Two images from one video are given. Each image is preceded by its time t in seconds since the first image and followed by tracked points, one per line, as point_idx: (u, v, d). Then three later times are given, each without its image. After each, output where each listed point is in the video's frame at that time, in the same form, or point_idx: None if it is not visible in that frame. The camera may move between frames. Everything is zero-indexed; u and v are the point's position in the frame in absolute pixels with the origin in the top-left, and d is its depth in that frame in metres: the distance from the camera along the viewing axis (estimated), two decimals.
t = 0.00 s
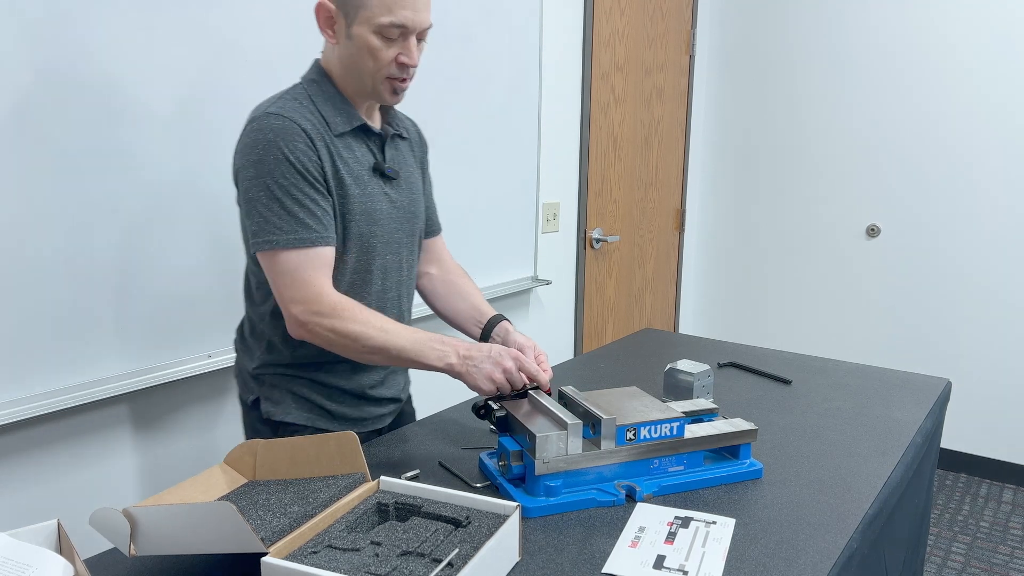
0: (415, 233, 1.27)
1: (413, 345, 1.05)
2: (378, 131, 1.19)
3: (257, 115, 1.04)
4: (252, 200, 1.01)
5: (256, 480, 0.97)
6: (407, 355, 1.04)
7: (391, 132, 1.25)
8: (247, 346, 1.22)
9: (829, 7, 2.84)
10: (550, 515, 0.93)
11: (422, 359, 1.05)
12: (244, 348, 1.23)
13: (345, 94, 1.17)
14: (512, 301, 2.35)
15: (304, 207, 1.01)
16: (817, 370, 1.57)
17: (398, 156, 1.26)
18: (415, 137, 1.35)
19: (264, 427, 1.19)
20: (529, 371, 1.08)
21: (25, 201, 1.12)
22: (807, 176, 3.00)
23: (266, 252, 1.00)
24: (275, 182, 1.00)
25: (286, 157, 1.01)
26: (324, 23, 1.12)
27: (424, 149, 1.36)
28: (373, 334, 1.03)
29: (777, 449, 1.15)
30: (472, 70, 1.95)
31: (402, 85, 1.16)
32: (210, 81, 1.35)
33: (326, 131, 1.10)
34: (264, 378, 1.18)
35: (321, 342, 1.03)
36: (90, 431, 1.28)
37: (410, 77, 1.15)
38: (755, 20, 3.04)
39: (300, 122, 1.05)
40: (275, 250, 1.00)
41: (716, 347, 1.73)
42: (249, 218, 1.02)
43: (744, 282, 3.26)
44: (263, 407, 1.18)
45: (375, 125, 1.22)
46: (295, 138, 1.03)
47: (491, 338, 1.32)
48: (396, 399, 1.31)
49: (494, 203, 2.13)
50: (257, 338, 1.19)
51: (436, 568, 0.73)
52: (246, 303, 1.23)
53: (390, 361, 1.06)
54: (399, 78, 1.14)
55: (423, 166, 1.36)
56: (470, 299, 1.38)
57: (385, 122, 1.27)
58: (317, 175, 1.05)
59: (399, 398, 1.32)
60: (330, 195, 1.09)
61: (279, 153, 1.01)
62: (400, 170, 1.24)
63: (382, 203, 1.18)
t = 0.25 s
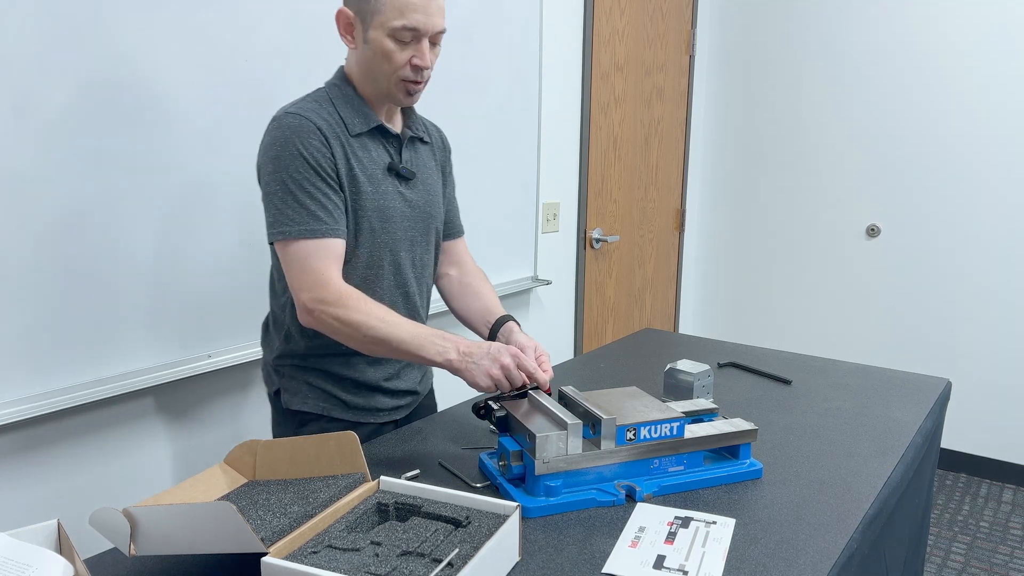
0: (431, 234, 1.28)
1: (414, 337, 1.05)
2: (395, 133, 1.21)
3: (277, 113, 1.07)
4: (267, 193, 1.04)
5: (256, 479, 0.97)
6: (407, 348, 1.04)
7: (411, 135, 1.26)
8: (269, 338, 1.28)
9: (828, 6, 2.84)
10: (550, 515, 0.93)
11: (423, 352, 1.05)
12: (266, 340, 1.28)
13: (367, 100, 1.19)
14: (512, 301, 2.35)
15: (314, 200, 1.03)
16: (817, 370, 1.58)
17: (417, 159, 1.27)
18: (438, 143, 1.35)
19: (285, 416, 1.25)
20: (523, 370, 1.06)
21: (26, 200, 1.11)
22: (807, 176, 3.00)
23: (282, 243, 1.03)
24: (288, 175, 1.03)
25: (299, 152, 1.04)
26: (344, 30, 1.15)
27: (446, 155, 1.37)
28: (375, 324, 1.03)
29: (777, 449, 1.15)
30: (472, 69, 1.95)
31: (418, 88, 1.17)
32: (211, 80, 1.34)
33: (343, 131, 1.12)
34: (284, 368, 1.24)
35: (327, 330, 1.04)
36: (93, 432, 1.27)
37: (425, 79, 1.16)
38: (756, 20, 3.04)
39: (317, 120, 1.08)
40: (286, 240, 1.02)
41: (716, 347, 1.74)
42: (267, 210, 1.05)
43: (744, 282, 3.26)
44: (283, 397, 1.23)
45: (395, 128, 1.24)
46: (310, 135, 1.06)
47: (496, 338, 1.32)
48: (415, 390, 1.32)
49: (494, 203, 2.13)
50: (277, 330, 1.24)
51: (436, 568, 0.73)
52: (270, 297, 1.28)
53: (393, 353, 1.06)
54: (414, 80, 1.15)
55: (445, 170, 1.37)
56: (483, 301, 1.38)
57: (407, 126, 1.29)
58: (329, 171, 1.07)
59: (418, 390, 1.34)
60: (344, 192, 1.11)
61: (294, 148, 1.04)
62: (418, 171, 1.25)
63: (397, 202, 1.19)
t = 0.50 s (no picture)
0: (438, 235, 1.28)
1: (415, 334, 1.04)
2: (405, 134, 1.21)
3: (288, 112, 1.09)
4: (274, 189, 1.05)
5: (256, 479, 0.97)
6: (406, 343, 1.03)
7: (421, 137, 1.27)
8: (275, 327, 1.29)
9: (828, 7, 2.84)
10: (550, 515, 0.93)
11: (422, 349, 1.04)
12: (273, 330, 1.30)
13: (377, 102, 1.20)
14: (512, 301, 2.35)
15: (319, 196, 1.04)
16: (817, 370, 1.58)
17: (427, 161, 1.27)
18: (449, 147, 1.35)
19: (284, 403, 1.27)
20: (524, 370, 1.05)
21: (27, 200, 1.11)
22: (807, 176, 3.00)
23: (292, 239, 1.04)
24: (295, 171, 1.04)
25: (306, 149, 1.05)
26: (356, 33, 1.15)
27: (457, 159, 1.37)
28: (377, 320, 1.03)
29: (777, 449, 1.15)
30: (472, 70, 1.95)
31: (427, 88, 1.16)
32: (212, 80, 1.34)
33: (353, 132, 1.13)
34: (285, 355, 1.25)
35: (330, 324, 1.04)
36: (93, 432, 1.27)
37: (434, 79, 1.15)
38: (756, 20, 3.04)
39: (326, 120, 1.09)
40: (292, 235, 1.03)
41: (716, 347, 1.74)
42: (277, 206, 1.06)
43: (744, 283, 3.26)
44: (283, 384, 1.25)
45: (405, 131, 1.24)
46: (318, 133, 1.06)
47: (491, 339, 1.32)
48: (415, 387, 1.32)
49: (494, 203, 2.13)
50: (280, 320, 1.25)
51: (436, 568, 0.73)
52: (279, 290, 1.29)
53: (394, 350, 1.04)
54: (422, 80, 1.15)
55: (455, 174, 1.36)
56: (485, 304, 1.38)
57: (419, 128, 1.29)
58: (336, 169, 1.08)
59: (419, 387, 1.33)
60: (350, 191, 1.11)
61: (301, 145, 1.05)
62: (427, 173, 1.25)
63: (404, 202, 1.19)
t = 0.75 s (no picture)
0: (440, 232, 1.28)
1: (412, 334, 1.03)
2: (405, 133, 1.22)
3: (286, 117, 1.08)
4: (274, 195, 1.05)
5: (256, 479, 0.97)
6: (404, 344, 1.02)
7: (420, 135, 1.27)
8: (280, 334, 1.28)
9: (829, 7, 2.84)
10: (550, 515, 0.93)
11: (420, 349, 1.03)
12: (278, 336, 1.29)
13: (375, 100, 1.20)
14: (512, 301, 2.35)
15: (319, 201, 1.03)
16: (817, 370, 1.58)
17: (425, 159, 1.28)
18: (444, 142, 1.37)
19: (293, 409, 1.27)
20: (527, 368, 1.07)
21: (26, 200, 1.11)
22: (807, 176, 3.00)
23: (288, 243, 1.03)
24: (295, 177, 1.03)
25: (306, 154, 1.04)
26: (353, 32, 1.15)
27: (451, 153, 1.38)
28: (374, 320, 1.01)
29: (777, 449, 1.15)
30: (472, 70, 1.95)
31: (426, 86, 1.16)
32: (212, 80, 1.34)
33: (352, 133, 1.13)
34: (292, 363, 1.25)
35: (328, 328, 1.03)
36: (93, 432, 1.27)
37: (433, 77, 1.15)
38: (756, 20, 3.04)
39: (324, 123, 1.08)
40: (290, 239, 1.02)
41: (716, 347, 1.74)
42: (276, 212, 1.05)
43: (744, 283, 3.26)
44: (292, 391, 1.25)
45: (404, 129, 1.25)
46: (317, 137, 1.06)
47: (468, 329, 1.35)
48: (421, 389, 1.32)
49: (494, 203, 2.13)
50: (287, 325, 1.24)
51: (436, 568, 0.73)
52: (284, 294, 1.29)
53: (392, 350, 1.03)
54: (422, 78, 1.15)
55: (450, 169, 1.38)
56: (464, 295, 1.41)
57: (416, 126, 1.30)
58: (335, 172, 1.07)
59: (425, 388, 1.33)
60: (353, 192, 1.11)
61: (300, 150, 1.04)
62: (427, 171, 1.26)
63: (407, 201, 1.20)
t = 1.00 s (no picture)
0: (442, 231, 1.29)
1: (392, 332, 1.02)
2: (406, 134, 1.22)
3: (287, 122, 1.07)
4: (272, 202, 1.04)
5: (256, 479, 0.97)
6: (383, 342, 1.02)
7: (420, 135, 1.28)
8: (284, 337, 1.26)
9: (829, 7, 2.84)
10: (550, 515, 0.93)
11: (400, 348, 1.02)
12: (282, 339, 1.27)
13: (376, 101, 1.20)
14: (512, 301, 2.35)
15: (313, 209, 1.03)
16: (817, 370, 1.58)
17: (426, 158, 1.28)
18: (439, 139, 1.38)
19: (301, 414, 1.25)
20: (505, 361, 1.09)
21: (26, 200, 1.11)
22: (807, 176, 3.00)
23: (272, 247, 1.02)
24: (293, 185, 1.03)
25: (305, 162, 1.03)
26: (353, 33, 1.15)
27: (446, 150, 1.39)
28: (354, 320, 1.01)
29: (777, 449, 1.15)
30: (471, 70, 1.95)
31: (426, 88, 1.17)
32: (213, 80, 1.34)
33: (355, 136, 1.13)
34: (299, 367, 1.23)
35: (303, 332, 1.02)
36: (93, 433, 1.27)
37: (433, 78, 1.16)
38: (756, 20, 3.04)
39: (325, 128, 1.07)
40: (273, 242, 1.02)
41: (716, 347, 1.74)
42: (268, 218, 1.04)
43: (743, 283, 3.27)
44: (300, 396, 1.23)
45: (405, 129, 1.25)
46: (318, 143, 1.05)
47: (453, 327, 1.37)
48: (426, 388, 1.33)
49: (494, 203, 2.13)
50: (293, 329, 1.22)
51: (436, 568, 0.73)
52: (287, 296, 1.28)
53: (372, 350, 1.03)
54: (422, 79, 1.15)
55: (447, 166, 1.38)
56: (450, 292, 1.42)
57: (415, 125, 1.30)
58: (333, 179, 1.07)
59: (430, 388, 1.34)
60: (356, 196, 1.11)
61: (299, 158, 1.03)
62: (429, 170, 1.26)
63: (412, 202, 1.20)
